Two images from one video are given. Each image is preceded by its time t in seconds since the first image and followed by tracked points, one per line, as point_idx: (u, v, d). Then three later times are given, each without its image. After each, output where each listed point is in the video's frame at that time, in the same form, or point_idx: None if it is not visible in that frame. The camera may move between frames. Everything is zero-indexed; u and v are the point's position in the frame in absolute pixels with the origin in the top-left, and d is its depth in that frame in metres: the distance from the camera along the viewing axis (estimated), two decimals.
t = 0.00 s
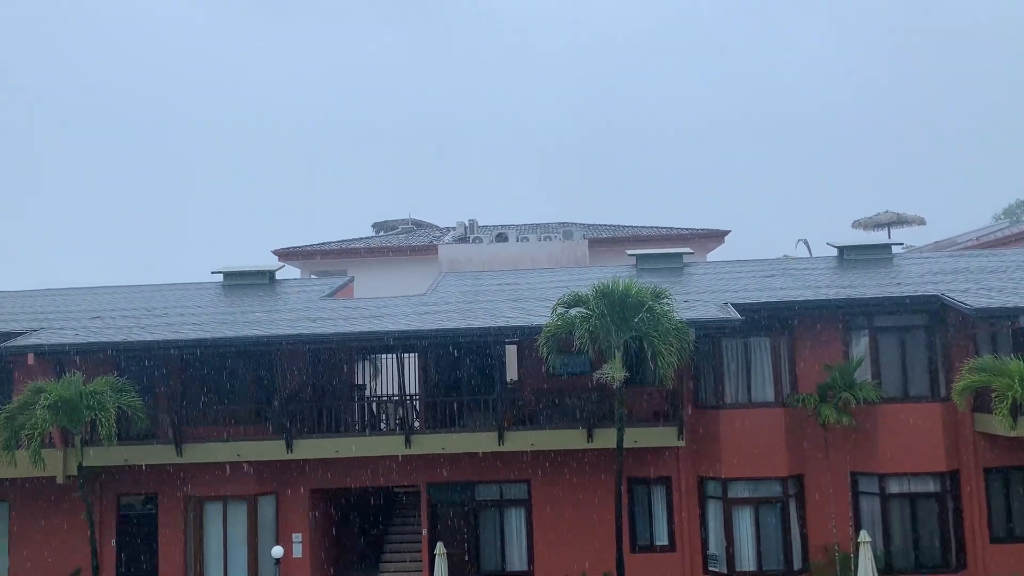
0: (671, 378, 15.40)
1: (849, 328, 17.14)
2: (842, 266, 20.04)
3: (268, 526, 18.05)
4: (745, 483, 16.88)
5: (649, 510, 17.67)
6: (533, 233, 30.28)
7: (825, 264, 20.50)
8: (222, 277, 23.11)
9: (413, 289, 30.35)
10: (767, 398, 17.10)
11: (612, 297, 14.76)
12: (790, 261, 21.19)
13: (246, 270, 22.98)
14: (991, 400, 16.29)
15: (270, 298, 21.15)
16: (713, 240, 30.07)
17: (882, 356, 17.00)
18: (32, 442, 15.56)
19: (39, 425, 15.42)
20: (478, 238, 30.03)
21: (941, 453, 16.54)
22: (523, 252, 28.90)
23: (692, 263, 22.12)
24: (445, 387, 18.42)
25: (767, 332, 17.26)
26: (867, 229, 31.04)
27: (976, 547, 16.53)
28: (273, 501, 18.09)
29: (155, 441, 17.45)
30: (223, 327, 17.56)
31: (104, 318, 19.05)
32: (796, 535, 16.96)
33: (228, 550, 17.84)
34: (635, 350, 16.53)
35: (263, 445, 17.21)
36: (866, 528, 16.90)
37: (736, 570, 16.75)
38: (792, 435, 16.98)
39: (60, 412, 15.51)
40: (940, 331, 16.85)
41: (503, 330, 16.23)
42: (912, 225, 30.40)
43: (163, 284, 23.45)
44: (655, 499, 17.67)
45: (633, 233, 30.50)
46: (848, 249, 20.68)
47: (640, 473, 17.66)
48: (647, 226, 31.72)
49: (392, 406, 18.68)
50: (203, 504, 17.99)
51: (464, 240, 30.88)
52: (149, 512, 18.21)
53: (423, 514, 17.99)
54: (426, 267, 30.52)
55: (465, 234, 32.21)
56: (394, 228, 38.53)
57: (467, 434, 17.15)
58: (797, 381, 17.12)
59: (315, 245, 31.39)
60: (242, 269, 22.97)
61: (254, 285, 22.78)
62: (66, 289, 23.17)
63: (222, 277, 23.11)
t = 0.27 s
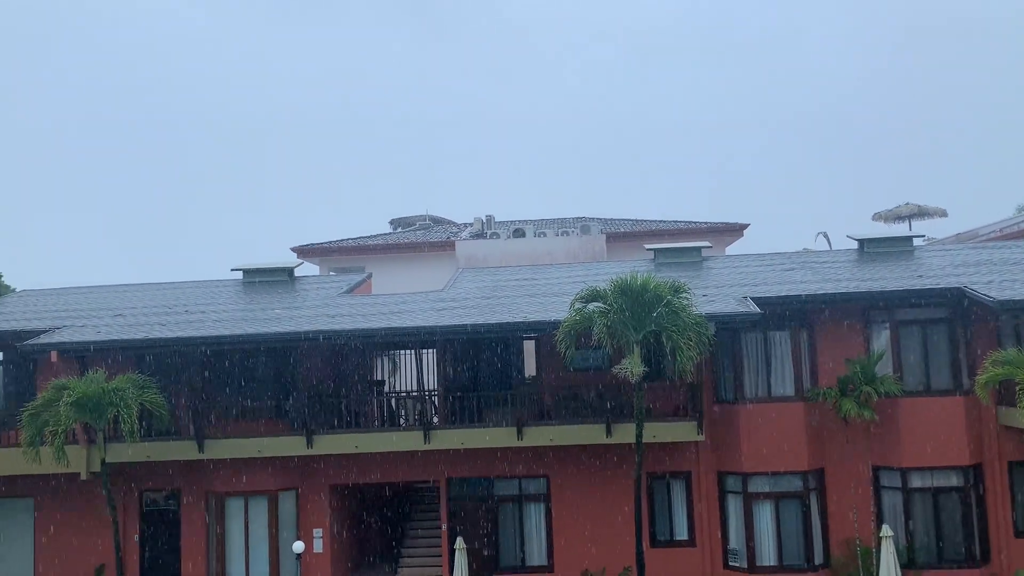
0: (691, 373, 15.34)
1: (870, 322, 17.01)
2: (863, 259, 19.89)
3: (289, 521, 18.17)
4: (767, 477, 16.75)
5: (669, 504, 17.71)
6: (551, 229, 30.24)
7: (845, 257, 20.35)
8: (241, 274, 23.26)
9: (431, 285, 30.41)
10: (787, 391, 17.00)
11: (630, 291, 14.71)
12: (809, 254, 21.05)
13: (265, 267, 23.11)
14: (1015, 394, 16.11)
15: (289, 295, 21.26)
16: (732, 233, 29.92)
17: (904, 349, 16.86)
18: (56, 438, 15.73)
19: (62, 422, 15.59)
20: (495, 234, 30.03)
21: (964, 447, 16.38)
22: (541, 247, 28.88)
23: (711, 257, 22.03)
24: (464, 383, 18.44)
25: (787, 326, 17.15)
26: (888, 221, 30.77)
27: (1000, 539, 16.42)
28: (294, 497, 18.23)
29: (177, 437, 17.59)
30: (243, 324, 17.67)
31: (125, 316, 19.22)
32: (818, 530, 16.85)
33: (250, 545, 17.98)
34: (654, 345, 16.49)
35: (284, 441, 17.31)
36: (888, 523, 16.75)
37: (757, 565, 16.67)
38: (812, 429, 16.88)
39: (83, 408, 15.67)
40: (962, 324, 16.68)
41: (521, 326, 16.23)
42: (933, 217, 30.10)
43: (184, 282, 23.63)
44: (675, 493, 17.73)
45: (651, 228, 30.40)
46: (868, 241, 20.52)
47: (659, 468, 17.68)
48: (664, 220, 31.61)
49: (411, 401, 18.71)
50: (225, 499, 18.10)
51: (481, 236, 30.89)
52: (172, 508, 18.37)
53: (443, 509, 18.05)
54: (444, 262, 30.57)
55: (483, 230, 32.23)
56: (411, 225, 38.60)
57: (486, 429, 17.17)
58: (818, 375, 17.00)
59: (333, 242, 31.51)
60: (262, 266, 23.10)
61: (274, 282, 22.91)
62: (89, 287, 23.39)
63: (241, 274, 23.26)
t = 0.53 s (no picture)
0: (713, 366, 15.27)
1: (895, 314, 16.86)
2: (886, 251, 19.71)
3: (312, 515, 18.26)
4: (790, 471, 16.71)
5: (692, 499, 17.62)
6: (571, 222, 30.20)
7: (870, 249, 20.16)
8: (264, 270, 23.42)
9: (451, 279, 30.48)
10: (810, 384, 16.91)
11: (651, 284, 14.65)
12: (832, 246, 20.88)
13: (287, 263, 23.25)
14: None
15: (311, 290, 21.37)
16: (753, 226, 29.74)
17: (929, 342, 16.70)
18: (82, 433, 15.92)
19: (89, 417, 15.78)
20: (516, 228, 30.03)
21: (991, 440, 16.20)
22: (561, 241, 28.85)
23: (732, 250, 21.91)
24: (485, 377, 18.48)
25: (811, 319, 17.03)
26: (912, 212, 30.46)
27: None
28: (318, 490, 18.36)
29: (202, 432, 17.75)
30: (266, 319, 17.79)
31: (150, 312, 19.41)
32: (842, 524, 16.79)
33: (274, 538, 18.10)
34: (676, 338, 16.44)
35: (307, 435, 17.44)
36: (914, 518, 16.60)
37: (780, 559, 16.62)
38: (836, 422, 16.78)
39: (109, 403, 15.85)
40: (989, 316, 16.49)
41: (542, 320, 16.22)
42: (959, 208, 29.76)
43: (207, 278, 23.83)
44: (697, 487, 17.62)
45: (672, 220, 30.26)
46: (892, 233, 20.33)
47: (682, 462, 17.62)
48: (685, 213, 31.46)
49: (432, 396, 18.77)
50: (249, 493, 18.23)
51: (501, 230, 30.91)
52: (197, 502, 18.55)
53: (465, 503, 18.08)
54: (464, 257, 30.62)
55: (503, 224, 32.23)
56: (431, 219, 38.66)
57: (508, 423, 17.20)
58: (842, 368, 16.88)
59: (354, 237, 31.65)
60: (284, 262, 23.25)
61: (296, 278, 23.05)
62: (113, 284, 23.64)
63: (264, 270, 23.42)
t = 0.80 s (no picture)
0: (740, 361, 15.18)
1: (925, 309, 16.66)
2: (917, 244, 19.46)
3: (339, 507, 18.36)
4: (818, 467, 16.52)
5: (718, 495, 17.60)
6: (597, 216, 30.11)
7: (900, 243, 19.91)
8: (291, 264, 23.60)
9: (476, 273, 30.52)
10: (839, 379, 16.69)
11: (677, 278, 14.57)
12: (862, 240, 20.66)
13: (314, 257, 23.41)
14: None
15: (337, 284, 21.49)
16: (781, 219, 29.48)
17: (961, 337, 16.46)
18: (113, 424, 16.14)
19: (120, 408, 15.99)
20: (541, 222, 30.00)
21: None
22: (587, 235, 28.77)
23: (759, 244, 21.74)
24: (510, 370, 18.49)
25: (839, 313, 16.84)
26: (943, 206, 30.03)
27: None
28: (344, 482, 18.45)
29: (231, 424, 17.94)
30: (293, 313, 17.92)
31: (179, 306, 19.63)
32: (871, 520, 16.58)
33: (302, 529, 18.26)
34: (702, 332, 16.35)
35: (333, 427, 17.55)
36: (945, 515, 16.39)
37: (808, 555, 16.48)
38: (865, 418, 16.57)
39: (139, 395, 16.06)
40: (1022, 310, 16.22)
41: (567, 314, 16.19)
42: (991, 201, 29.29)
43: (235, 272, 24.05)
44: (724, 483, 17.59)
45: (698, 214, 30.07)
46: (923, 226, 20.07)
47: (708, 457, 17.59)
48: (712, 207, 31.24)
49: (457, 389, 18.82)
50: (276, 484, 18.37)
51: (527, 224, 30.89)
52: (225, 493, 18.81)
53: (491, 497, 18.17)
54: (489, 251, 30.64)
55: (528, 218, 32.20)
56: (457, 214, 38.72)
57: (533, 417, 17.21)
58: (870, 364, 16.70)
59: (379, 231, 31.79)
60: (310, 256, 23.41)
61: (322, 272, 23.20)
62: (143, 278, 23.94)
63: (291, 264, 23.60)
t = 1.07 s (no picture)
0: (771, 357, 15.04)
1: (961, 306, 16.42)
2: (953, 241, 19.15)
3: (368, 497, 18.51)
4: (849, 465, 16.34)
5: (747, 491, 17.47)
6: (626, 210, 29.97)
7: (936, 239, 19.61)
8: (321, 256, 23.75)
9: (505, 267, 30.52)
10: (872, 376, 16.48)
11: (708, 273, 14.45)
12: (896, 236, 20.37)
13: (344, 249, 23.53)
14: None
15: (367, 276, 21.59)
16: (814, 214, 29.14)
17: (998, 334, 16.17)
18: (147, 413, 16.35)
19: (154, 397, 16.20)
20: (570, 216, 29.92)
21: None
22: (616, 229, 28.65)
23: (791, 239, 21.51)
24: (539, 364, 18.47)
25: (873, 310, 16.60)
26: (981, 201, 29.51)
27: None
28: (373, 473, 18.58)
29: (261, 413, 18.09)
30: (323, 304, 18.03)
31: (211, 297, 19.83)
32: (903, 519, 16.38)
33: (331, 519, 18.40)
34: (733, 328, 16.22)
35: (363, 419, 17.65)
36: (980, 515, 16.17)
37: (838, 554, 16.31)
38: (898, 415, 16.34)
39: (173, 384, 16.25)
40: None
41: (597, 308, 16.13)
42: None
43: (266, 263, 24.25)
44: (753, 479, 17.48)
45: (729, 208, 29.82)
46: (960, 222, 19.74)
47: (738, 453, 17.49)
48: (743, 201, 30.97)
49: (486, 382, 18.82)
50: (306, 475, 18.54)
51: (556, 218, 30.82)
52: (256, 483, 19.00)
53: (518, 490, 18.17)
54: (518, 245, 30.62)
55: (557, 212, 32.13)
56: (486, 207, 38.72)
57: (562, 411, 17.18)
58: (904, 361, 16.49)
59: (409, 224, 31.88)
60: (341, 249, 23.54)
61: (352, 264, 23.33)
62: (177, 268, 24.22)
63: (322, 256, 23.75)
